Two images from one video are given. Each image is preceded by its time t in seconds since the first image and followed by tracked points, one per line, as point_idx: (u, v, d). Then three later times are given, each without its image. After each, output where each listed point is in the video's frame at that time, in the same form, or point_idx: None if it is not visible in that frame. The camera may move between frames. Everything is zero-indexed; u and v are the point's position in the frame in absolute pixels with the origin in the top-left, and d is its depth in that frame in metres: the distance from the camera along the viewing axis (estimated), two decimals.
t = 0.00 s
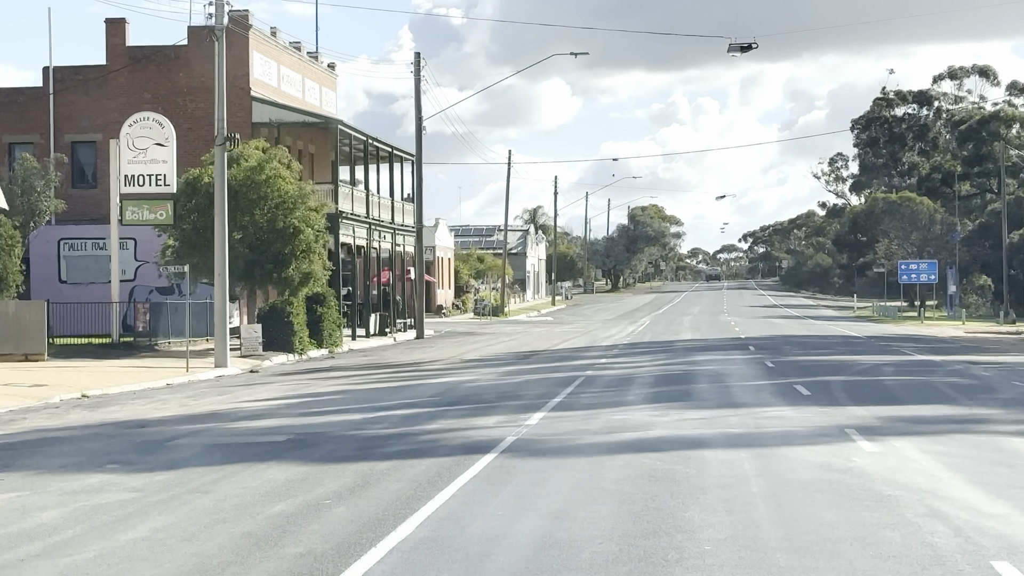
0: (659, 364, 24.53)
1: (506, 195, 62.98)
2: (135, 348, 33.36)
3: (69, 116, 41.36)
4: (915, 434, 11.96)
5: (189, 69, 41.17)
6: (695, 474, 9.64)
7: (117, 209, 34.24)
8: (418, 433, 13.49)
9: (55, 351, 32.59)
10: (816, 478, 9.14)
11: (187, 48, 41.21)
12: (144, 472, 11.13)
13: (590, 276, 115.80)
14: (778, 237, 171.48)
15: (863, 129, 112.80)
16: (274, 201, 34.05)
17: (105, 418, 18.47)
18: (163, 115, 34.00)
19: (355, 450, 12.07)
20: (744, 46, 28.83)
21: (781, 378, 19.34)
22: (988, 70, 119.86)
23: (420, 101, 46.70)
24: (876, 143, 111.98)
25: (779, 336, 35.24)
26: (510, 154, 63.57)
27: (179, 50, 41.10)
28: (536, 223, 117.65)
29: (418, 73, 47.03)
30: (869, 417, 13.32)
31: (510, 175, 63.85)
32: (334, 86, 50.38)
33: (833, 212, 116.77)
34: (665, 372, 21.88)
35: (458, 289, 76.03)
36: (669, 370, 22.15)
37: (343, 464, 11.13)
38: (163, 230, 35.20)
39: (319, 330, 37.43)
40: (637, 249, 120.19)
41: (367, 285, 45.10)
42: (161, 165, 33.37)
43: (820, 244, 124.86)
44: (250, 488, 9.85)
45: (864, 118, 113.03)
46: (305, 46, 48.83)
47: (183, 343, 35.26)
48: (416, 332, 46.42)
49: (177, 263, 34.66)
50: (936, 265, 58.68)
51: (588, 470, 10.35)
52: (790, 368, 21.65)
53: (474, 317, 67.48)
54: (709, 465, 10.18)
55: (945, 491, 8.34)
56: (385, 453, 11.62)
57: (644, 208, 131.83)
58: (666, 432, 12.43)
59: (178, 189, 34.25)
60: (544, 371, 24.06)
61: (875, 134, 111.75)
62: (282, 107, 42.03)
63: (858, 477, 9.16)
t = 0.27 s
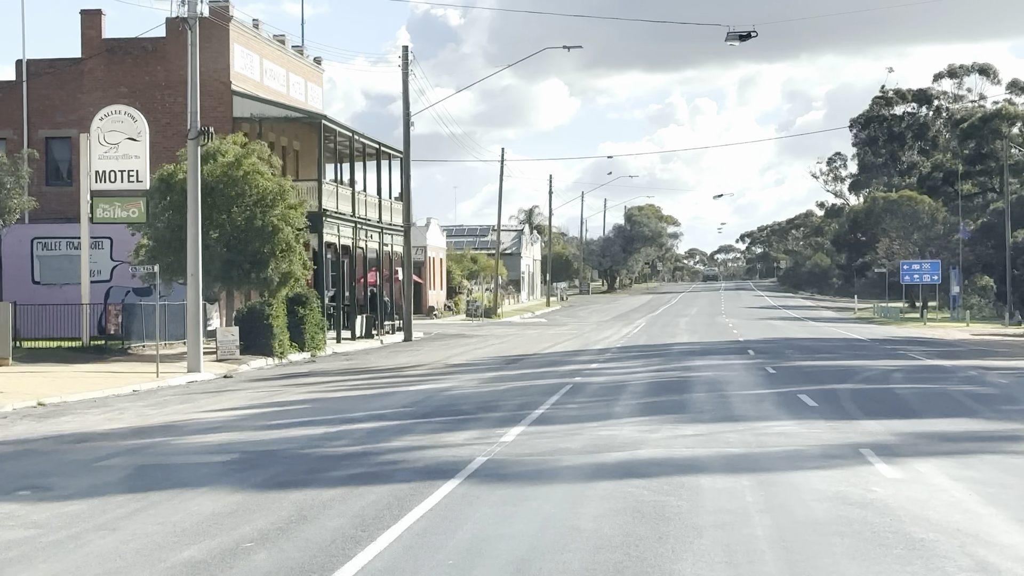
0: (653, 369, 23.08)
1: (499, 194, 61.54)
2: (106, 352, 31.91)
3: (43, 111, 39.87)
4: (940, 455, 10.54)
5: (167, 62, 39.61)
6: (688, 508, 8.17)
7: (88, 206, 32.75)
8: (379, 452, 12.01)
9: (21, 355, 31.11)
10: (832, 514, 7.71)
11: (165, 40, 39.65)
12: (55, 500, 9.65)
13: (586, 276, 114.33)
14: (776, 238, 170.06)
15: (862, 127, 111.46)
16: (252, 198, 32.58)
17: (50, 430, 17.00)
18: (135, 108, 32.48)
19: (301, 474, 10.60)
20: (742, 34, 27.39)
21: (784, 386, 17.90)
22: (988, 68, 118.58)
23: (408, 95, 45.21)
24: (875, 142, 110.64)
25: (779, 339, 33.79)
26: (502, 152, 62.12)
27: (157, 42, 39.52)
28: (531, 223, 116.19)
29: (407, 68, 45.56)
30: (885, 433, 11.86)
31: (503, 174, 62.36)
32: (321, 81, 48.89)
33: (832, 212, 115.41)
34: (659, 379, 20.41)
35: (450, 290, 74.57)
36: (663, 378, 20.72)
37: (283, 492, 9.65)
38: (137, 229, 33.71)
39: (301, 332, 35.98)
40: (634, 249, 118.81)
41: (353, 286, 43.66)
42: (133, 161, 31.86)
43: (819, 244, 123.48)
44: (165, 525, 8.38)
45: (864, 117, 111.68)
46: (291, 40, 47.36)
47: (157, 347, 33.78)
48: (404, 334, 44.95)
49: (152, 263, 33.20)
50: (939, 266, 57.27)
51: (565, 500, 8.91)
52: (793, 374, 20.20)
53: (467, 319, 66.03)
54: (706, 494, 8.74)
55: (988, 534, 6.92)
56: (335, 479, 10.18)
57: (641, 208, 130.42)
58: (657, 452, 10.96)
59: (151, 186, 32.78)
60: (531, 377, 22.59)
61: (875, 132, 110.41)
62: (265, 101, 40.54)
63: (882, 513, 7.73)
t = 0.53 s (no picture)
0: (649, 374, 21.84)
1: (494, 193, 60.34)
2: (80, 355, 30.69)
3: (22, 106, 38.66)
4: (969, 477, 9.32)
5: (148, 55, 38.31)
6: (682, 549, 6.92)
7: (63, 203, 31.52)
8: (339, 471, 10.77)
9: None
10: (852, 558, 6.49)
11: (147, 33, 38.34)
12: None
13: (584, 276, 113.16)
14: (775, 237, 168.90)
15: (863, 126, 110.33)
16: (233, 195, 31.36)
17: None
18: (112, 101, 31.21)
19: (247, 500, 9.35)
20: (743, 23, 26.18)
21: (789, 393, 16.66)
22: (990, 67, 117.46)
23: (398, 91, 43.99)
24: (876, 141, 109.48)
25: (780, 342, 32.56)
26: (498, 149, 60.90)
27: (138, 35, 38.22)
28: (528, 222, 115.00)
29: (397, 62, 44.34)
30: (904, 450, 10.62)
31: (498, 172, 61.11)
32: (310, 76, 47.67)
33: (833, 211, 114.28)
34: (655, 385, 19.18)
35: (445, 290, 73.39)
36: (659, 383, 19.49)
37: (219, 524, 8.39)
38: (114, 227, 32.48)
39: (284, 334, 34.77)
40: (632, 248, 117.66)
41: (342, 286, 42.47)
42: (109, 157, 30.62)
43: (819, 243, 122.36)
44: (69, 567, 7.12)
45: (864, 115, 110.55)
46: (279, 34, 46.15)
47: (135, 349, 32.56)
48: (395, 336, 43.74)
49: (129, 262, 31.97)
50: (944, 266, 56.08)
51: (540, 533, 7.70)
52: (798, 380, 18.98)
53: (462, 320, 64.75)
54: (703, 527, 7.52)
55: None
56: (282, 506, 8.95)
57: (640, 207, 129.26)
58: (648, 474, 9.71)
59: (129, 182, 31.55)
60: (520, 381, 21.35)
61: (876, 131, 109.27)
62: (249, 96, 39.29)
63: (911, 555, 6.51)
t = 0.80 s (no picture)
0: (646, 380, 20.56)
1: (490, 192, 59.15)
2: (55, 358, 29.46)
3: None
4: (1010, 505, 8.07)
5: (130, 47, 37.10)
6: None
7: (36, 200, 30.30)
8: (292, 494, 9.52)
9: None
10: None
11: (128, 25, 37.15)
12: None
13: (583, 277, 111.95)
14: (776, 238, 167.78)
15: (865, 124, 109.21)
16: (214, 191, 30.17)
17: None
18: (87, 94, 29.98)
19: (178, 532, 8.06)
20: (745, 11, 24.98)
21: (796, 402, 15.39)
22: (993, 65, 116.35)
23: (389, 85, 42.76)
24: (878, 140, 108.35)
25: (783, 344, 31.33)
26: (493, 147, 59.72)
27: (119, 27, 37.03)
28: (526, 222, 113.83)
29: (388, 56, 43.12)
30: (932, 470, 9.36)
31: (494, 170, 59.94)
32: (299, 70, 46.45)
33: (834, 211, 113.14)
34: (652, 392, 17.89)
35: (440, 290, 72.22)
36: (655, 390, 18.26)
37: (134, 565, 7.11)
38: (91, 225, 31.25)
39: (269, 336, 33.55)
40: (631, 248, 116.52)
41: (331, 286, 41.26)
42: (83, 151, 29.41)
43: (820, 243, 121.26)
44: None
45: (866, 113, 109.44)
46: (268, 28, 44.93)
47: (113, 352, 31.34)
48: (385, 337, 42.53)
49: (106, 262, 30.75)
50: (949, 265, 54.89)
51: None
52: (805, 386, 17.70)
53: (457, 321, 63.54)
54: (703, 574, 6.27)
55: None
56: (215, 541, 7.70)
57: (640, 207, 128.17)
58: (640, 502, 8.42)
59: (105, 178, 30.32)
60: (508, 387, 20.06)
61: (878, 130, 108.14)
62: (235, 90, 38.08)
63: None
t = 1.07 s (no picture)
0: (642, 387, 19.09)
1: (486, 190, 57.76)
2: (23, 361, 28.02)
3: None
4: None
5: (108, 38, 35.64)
6: None
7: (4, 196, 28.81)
8: (221, 530, 8.07)
9: None
10: None
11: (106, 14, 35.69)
12: None
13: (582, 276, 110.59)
14: (777, 237, 166.39)
15: (867, 122, 107.84)
16: (190, 186, 28.66)
17: None
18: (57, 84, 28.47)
19: None
20: None
21: (806, 413, 13.94)
22: (998, 63, 114.95)
23: (379, 78, 41.32)
24: (881, 137, 106.95)
25: (787, 346, 29.88)
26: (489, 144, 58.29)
27: (96, 16, 35.56)
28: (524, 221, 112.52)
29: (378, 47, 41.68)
30: (974, 504, 7.91)
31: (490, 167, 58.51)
32: (287, 63, 45.00)
33: (836, 209, 111.76)
34: (648, 402, 16.44)
35: (436, 290, 70.85)
36: (653, 399, 16.81)
37: None
38: (62, 222, 29.79)
39: (250, 338, 32.13)
40: (631, 247, 115.17)
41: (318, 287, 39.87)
42: (52, 144, 27.95)
43: (822, 243, 119.81)
44: None
45: (869, 111, 108.05)
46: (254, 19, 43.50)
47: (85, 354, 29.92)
48: (375, 339, 41.17)
49: (78, 260, 29.29)
50: (957, 265, 53.47)
51: None
52: (814, 395, 16.25)
53: (452, 322, 62.10)
54: None
55: None
56: None
57: (639, 206, 126.90)
58: (629, 547, 6.95)
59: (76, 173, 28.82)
60: (494, 394, 18.60)
61: (881, 127, 106.74)
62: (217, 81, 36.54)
63: None
